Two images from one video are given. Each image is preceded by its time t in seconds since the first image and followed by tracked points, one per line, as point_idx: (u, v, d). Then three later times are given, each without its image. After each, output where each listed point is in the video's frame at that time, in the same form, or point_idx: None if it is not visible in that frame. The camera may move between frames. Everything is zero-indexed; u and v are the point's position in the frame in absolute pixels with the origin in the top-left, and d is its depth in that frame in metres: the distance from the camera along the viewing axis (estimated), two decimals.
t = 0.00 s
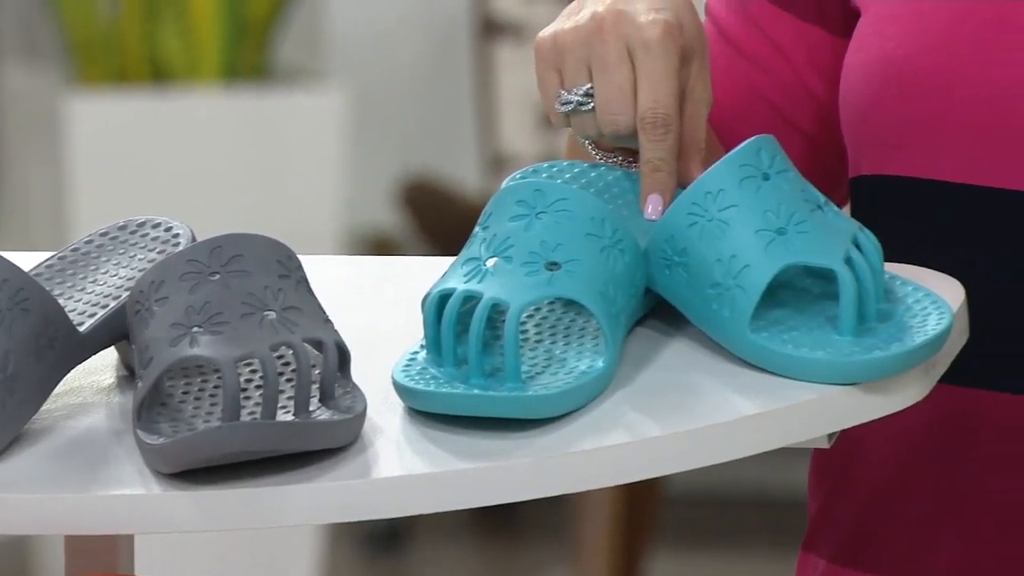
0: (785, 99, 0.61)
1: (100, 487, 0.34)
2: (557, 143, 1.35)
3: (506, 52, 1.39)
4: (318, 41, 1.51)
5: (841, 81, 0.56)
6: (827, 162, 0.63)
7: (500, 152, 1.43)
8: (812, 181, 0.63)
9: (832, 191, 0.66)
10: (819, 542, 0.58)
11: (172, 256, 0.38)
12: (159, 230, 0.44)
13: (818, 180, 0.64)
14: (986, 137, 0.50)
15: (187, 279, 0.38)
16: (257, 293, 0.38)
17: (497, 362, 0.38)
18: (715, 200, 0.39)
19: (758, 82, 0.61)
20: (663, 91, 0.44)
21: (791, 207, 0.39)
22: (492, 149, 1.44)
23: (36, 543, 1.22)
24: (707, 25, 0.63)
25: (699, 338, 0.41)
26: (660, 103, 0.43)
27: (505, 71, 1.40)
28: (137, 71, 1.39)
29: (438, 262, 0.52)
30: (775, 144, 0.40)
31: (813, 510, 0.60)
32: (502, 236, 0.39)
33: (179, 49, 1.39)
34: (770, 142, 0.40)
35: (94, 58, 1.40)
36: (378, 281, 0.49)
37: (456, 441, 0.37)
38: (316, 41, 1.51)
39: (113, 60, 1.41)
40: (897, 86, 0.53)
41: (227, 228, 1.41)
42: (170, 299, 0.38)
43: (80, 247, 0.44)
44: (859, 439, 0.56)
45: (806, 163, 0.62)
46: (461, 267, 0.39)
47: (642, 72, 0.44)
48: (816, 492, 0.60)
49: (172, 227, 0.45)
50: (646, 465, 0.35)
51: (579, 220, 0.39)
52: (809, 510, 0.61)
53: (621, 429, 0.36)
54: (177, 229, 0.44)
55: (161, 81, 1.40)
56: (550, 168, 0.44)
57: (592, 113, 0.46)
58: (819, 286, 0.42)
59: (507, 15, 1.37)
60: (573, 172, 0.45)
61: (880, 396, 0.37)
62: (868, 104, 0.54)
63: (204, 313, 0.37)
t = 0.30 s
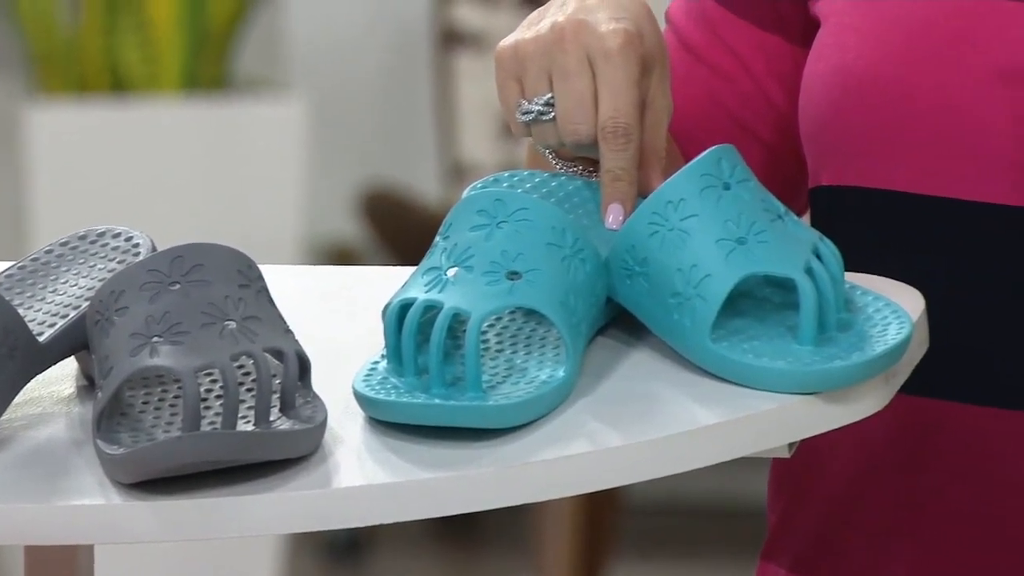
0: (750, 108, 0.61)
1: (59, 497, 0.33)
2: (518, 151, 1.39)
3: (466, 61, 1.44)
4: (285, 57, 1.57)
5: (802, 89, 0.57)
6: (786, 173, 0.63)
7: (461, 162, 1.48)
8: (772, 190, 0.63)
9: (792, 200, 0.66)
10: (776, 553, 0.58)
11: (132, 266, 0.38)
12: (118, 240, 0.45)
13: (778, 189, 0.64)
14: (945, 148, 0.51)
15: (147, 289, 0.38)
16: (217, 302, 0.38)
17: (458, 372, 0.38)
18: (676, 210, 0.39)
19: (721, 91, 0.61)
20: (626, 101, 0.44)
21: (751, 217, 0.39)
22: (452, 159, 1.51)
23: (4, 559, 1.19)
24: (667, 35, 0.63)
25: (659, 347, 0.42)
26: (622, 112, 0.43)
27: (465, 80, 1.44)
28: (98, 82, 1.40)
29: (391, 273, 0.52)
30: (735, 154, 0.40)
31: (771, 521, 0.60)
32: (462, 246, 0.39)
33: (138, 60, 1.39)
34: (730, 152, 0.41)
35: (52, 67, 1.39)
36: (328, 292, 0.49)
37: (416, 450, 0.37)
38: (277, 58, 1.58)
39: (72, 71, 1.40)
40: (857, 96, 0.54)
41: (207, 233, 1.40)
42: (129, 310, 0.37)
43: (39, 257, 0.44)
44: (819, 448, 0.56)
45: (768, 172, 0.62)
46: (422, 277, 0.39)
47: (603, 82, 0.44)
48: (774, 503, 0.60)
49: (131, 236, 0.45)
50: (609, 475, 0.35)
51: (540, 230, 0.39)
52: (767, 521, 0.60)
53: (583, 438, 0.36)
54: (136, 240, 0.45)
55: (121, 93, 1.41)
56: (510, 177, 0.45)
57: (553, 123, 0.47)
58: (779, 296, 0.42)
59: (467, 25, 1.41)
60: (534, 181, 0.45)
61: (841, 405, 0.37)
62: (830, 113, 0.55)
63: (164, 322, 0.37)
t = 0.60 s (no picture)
0: (726, 112, 0.61)
1: (34, 502, 0.33)
2: (494, 156, 1.40)
3: (443, 67, 1.45)
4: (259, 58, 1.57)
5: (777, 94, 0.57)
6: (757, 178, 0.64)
7: (438, 168, 1.50)
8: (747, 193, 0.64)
9: (767, 205, 0.67)
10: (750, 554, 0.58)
11: (107, 271, 0.38)
12: (93, 245, 0.45)
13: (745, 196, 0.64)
14: (920, 152, 0.51)
15: (123, 294, 0.38)
16: (193, 308, 0.38)
17: (434, 377, 0.38)
18: (652, 214, 0.40)
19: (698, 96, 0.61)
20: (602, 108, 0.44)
21: (726, 222, 0.39)
22: (429, 166, 1.52)
23: None
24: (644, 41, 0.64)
25: (636, 352, 0.42)
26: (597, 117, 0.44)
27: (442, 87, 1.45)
28: (73, 87, 1.38)
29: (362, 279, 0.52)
30: (711, 159, 0.41)
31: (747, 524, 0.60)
32: (438, 251, 0.39)
33: (114, 66, 1.38)
34: (706, 158, 0.41)
35: (28, 71, 1.37)
36: (298, 297, 0.49)
37: (391, 455, 0.36)
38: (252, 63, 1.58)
39: (48, 74, 1.38)
40: (831, 101, 0.54)
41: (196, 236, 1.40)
42: (105, 315, 0.37)
43: (14, 261, 0.44)
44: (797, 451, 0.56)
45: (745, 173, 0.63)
46: (398, 282, 0.39)
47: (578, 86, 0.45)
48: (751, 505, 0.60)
49: (106, 241, 0.45)
50: (584, 479, 0.35)
51: (516, 235, 0.40)
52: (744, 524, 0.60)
53: (559, 443, 0.36)
54: (111, 244, 0.45)
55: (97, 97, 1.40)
56: (487, 182, 0.45)
57: (528, 128, 0.47)
58: (755, 300, 0.42)
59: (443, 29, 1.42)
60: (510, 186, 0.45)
61: (818, 410, 0.36)
62: (804, 118, 0.55)
63: (139, 327, 0.37)
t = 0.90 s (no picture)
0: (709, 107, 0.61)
1: (31, 503, 0.33)
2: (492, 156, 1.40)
3: (437, 68, 1.45)
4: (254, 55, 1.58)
5: (766, 92, 0.56)
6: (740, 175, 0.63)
7: (435, 167, 1.50)
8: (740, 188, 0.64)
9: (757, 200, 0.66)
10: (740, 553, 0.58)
11: (104, 271, 0.38)
12: (90, 245, 0.45)
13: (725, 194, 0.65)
14: (912, 152, 0.51)
15: (119, 294, 0.38)
16: (189, 308, 0.38)
17: (430, 377, 0.38)
18: (648, 215, 0.40)
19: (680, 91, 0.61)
20: (555, 85, 0.52)
21: (723, 222, 0.39)
22: (427, 166, 1.52)
23: None
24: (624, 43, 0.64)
25: (631, 352, 0.42)
26: (545, 84, 0.51)
27: (437, 84, 1.47)
28: (70, 86, 1.38)
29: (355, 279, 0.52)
30: (707, 159, 0.41)
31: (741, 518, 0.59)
32: (435, 251, 0.39)
33: (111, 66, 1.38)
34: (703, 157, 0.41)
35: (26, 71, 1.37)
36: (292, 297, 0.49)
37: (387, 455, 0.36)
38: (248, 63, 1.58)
39: (46, 73, 1.38)
40: (821, 98, 0.53)
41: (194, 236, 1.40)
42: (101, 315, 0.37)
43: (11, 262, 0.44)
44: (791, 453, 0.56)
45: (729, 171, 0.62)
46: (394, 283, 0.39)
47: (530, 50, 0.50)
48: (743, 503, 0.60)
49: (104, 242, 0.45)
50: (581, 479, 0.35)
51: (512, 235, 0.40)
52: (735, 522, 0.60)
53: (556, 443, 0.36)
54: (107, 245, 0.45)
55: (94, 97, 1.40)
56: (483, 183, 0.45)
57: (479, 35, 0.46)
58: (751, 300, 0.42)
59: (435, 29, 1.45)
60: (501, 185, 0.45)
61: (814, 410, 0.36)
62: (792, 115, 0.54)
63: (136, 328, 0.37)
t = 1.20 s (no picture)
0: (635, 71, 0.67)
1: (31, 503, 0.33)
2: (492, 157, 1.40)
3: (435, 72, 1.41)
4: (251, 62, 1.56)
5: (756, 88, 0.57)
6: (668, 138, 0.68)
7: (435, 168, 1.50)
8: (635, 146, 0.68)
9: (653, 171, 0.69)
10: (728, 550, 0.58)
11: (104, 272, 0.38)
12: (89, 245, 0.45)
13: (645, 152, 0.68)
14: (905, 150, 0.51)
15: (119, 294, 0.38)
16: (189, 308, 0.38)
17: (430, 378, 0.38)
18: (648, 215, 0.39)
19: (605, 54, 0.67)
20: (294, 15, 0.52)
21: (723, 222, 0.39)
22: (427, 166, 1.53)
23: None
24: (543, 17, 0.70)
25: (631, 352, 0.42)
26: (267, 20, 0.51)
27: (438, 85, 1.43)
28: (70, 87, 1.39)
29: (355, 279, 0.52)
30: (707, 159, 0.41)
31: (727, 519, 0.60)
32: (434, 252, 0.39)
33: (111, 65, 1.38)
34: (702, 157, 0.41)
35: (25, 71, 1.37)
36: (289, 297, 0.49)
37: (387, 455, 0.37)
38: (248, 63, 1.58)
39: (45, 72, 1.38)
40: (807, 92, 0.54)
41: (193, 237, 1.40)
42: (101, 315, 0.37)
43: (10, 262, 0.44)
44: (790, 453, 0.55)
45: (657, 137, 0.68)
46: (394, 283, 0.39)
47: None
48: (731, 498, 0.60)
49: (103, 241, 0.45)
50: (580, 479, 0.35)
51: (511, 236, 0.39)
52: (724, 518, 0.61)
53: (555, 443, 0.36)
54: (106, 245, 0.45)
55: (93, 98, 1.40)
56: (483, 183, 0.45)
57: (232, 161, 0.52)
58: (750, 300, 0.42)
59: (440, 30, 1.40)
60: (504, 185, 0.45)
61: (813, 410, 0.36)
62: (782, 110, 0.55)
63: (135, 328, 0.37)
